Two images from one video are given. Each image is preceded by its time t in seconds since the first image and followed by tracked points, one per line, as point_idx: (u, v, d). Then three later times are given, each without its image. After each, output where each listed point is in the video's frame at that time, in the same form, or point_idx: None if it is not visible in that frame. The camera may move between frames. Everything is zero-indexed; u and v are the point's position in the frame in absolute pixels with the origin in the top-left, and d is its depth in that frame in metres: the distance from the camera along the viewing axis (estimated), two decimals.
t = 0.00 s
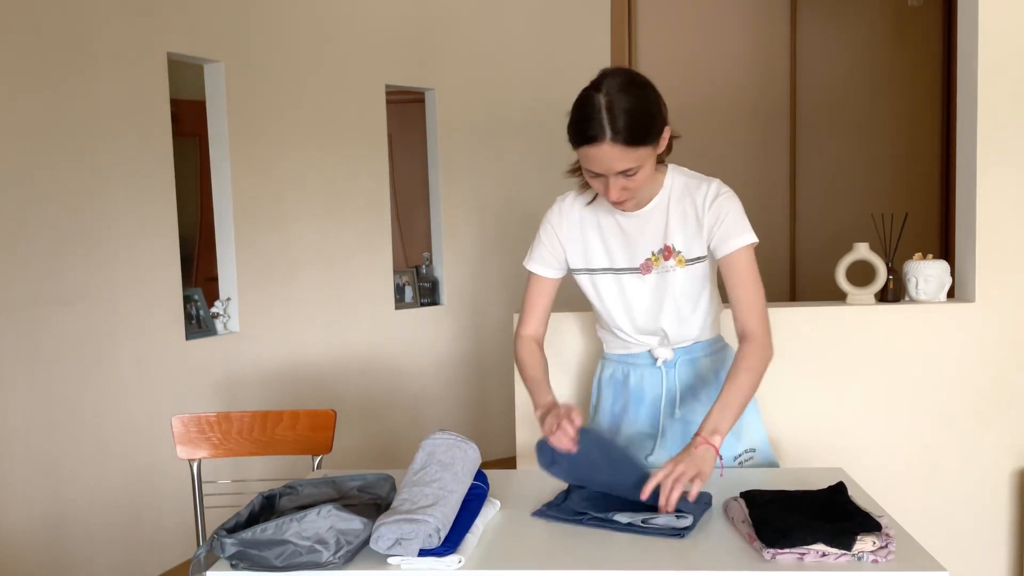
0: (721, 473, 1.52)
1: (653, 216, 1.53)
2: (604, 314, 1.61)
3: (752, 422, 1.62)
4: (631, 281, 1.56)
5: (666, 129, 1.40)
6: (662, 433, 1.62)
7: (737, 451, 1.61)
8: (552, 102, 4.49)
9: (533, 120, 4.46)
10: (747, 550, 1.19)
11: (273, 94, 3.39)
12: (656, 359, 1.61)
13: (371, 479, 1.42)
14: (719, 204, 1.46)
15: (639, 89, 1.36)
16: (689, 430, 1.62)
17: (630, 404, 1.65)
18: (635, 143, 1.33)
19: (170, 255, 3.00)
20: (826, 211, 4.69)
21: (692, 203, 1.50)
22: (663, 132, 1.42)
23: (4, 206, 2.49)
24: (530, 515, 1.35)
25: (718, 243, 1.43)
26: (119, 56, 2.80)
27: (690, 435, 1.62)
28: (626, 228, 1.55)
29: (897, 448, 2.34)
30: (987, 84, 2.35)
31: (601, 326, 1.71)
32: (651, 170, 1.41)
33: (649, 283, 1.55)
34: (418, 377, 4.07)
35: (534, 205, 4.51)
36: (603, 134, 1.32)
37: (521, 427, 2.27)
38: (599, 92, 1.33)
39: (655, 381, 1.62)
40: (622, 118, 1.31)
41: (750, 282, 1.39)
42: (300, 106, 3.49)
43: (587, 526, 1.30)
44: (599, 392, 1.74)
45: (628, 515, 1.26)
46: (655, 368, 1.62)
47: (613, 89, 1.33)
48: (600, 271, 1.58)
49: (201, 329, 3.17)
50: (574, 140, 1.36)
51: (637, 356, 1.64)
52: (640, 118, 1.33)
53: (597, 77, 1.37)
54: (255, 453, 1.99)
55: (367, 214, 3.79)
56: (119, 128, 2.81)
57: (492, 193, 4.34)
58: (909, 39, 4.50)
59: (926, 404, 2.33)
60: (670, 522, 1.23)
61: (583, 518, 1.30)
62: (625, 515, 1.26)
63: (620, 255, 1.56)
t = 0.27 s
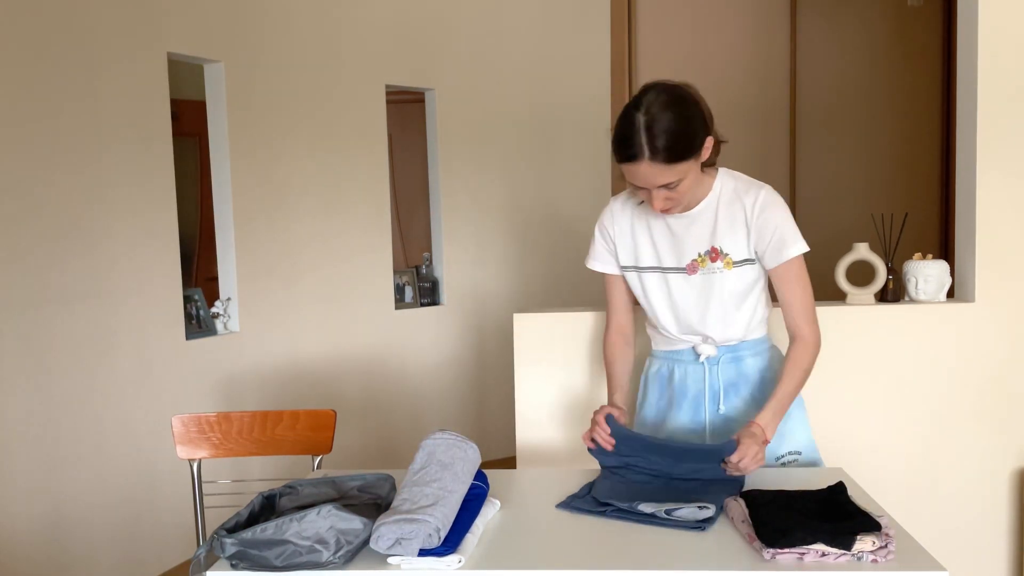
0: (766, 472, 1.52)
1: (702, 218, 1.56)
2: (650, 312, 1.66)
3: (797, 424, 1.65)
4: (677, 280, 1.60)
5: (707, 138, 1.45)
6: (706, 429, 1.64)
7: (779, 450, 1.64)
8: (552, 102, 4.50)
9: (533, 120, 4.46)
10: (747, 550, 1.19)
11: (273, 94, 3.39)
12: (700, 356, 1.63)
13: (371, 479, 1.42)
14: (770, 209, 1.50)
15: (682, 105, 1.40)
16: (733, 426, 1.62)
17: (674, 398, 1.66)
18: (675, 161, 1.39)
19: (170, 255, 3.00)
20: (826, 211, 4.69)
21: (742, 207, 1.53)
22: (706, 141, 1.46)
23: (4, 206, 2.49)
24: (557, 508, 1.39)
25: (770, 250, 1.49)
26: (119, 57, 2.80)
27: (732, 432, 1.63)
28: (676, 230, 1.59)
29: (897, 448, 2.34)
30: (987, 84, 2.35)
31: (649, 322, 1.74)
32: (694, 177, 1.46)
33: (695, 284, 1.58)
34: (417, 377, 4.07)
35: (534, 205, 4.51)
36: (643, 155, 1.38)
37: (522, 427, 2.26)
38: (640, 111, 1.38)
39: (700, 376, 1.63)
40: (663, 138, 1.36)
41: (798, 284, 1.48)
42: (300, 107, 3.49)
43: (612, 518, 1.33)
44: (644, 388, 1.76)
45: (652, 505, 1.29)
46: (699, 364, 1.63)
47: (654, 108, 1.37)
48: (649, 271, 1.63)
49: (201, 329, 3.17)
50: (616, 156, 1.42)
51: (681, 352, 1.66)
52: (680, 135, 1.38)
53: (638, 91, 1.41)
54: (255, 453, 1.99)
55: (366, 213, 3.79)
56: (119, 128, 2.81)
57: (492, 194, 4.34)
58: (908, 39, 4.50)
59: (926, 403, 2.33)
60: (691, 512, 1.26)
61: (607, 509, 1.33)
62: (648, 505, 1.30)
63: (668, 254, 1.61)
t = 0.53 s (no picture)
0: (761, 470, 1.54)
1: (688, 216, 1.58)
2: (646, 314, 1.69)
3: (795, 422, 1.66)
4: (669, 279, 1.63)
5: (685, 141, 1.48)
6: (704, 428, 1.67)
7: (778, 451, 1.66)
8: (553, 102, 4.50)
9: (533, 120, 4.46)
10: (747, 550, 1.19)
11: (273, 94, 3.39)
12: (695, 354, 1.65)
13: (371, 479, 1.42)
14: (751, 202, 1.50)
15: (658, 106, 1.41)
16: (731, 426, 1.66)
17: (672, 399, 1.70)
18: (650, 163, 1.41)
19: (170, 255, 3.00)
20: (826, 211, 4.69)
21: (726, 202, 1.54)
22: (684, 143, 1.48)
23: (4, 206, 2.49)
24: (556, 508, 1.38)
25: (751, 243, 1.48)
26: (119, 57, 2.80)
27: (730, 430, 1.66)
28: (664, 229, 1.61)
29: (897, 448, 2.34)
30: (987, 84, 2.35)
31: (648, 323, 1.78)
32: (672, 179, 1.49)
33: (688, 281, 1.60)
34: (417, 377, 4.07)
35: (534, 205, 4.51)
36: (619, 158, 1.41)
37: (522, 427, 2.26)
38: (615, 115, 1.41)
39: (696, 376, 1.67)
40: (637, 142, 1.39)
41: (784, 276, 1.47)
42: (300, 107, 3.49)
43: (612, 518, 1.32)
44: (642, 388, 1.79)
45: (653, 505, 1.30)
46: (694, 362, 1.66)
47: (628, 111, 1.40)
48: (641, 271, 1.66)
49: (201, 329, 3.17)
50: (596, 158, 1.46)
51: (678, 352, 1.69)
52: (654, 137, 1.40)
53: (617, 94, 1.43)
54: (255, 453, 1.99)
55: (367, 214, 3.79)
56: (119, 128, 2.81)
57: (492, 194, 4.34)
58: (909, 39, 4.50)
59: (926, 404, 2.33)
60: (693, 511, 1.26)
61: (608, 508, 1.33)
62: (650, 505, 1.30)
63: (660, 255, 1.64)
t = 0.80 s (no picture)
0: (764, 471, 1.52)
1: (695, 216, 1.56)
2: (646, 314, 1.66)
3: (794, 422, 1.66)
4: (674, 279, 1.61)
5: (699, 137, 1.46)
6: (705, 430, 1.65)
7: (777, 451, 1.64)
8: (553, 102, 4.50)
9: (533, 120, 4.46)
10: (747, 549, 1.19)
11: (273, 93, 3.39)
12: (698, 355, 1.64)
13: (371, 479, 1.42)
14: (763, 204, 1.49)
15: (673, 105, 1.40)
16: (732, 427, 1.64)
17: (672, 399, 1.68)
18: (667, 162, 1.40)
19: (170, 255, 3.00)
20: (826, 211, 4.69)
21: (735, 203, 1.53)
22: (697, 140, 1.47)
23: (4, 206, 2.49)
24: (554, 505, 1.39)
25: (766, 244, 1.47)
26: (119, 57, 2.80)
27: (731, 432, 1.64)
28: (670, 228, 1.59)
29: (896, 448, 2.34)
30: (988, 84, 2.35)
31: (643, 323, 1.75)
32: (685, 178, 1.48)
33: (692, 282, 1.59)
34: (417, 378, 4.07)
35: (534, 205, 4.51)
36: (635, 156, 1.39)
37: (522, 427, 2.26)
38: (630, 113, 1.39)
39: (699, 376, 1.65)
40: (654, 139, 1.37)
41: (795, 277, 1.46)
42: (300, 107, 3.49)
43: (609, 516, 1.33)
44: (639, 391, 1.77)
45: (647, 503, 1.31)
46: (698, 364, 1.65)
47: (644, 109, 1.38)
48: (645, 270, 1.63)
49: (201, 329, 3.17)
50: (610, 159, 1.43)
51: (679, 352, 1.67)
52: (671, 136, 1.38)
53: (628, 93, 1.42)
54: (255, 453, 1.99)
55: (367, 213, 3.79)
56: (119, 128, 2.81)
57: (492, 194, 4.34)
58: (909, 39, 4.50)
59: (926, 403, 2.33)
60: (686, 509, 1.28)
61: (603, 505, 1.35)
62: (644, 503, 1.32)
63: (663, 254, 1.61)
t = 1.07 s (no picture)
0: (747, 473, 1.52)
1: (662, 221, 1.53)
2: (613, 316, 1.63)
3: (761, 421, 1.65)
4: (639, 283, 1.57)
5: (665, 141, 1.42)
6: (671, 434, 1.64)
7: (745, 452, 1.64)
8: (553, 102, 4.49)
9: (533, 120, 4.46)
10: (747, 549, 1.20)
11: (274, 94, 3.39)
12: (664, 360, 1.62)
13: (371, 479, 1.42)
14: (731, 211, 1.45)
15: (635, 107, 1.35)
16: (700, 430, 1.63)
17: (638, 403, 1.66)
18: (631, 166, 1.35)
19: (170, 255, 3.00)
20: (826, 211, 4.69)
21: (703, 209, 1.50)
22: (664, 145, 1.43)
23: (4, 206, 2.49)
24: (552, 505, 1.40)
25: (732, 252, 1.43)
26: (119, 57, 2.80)
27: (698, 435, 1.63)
28: (636, 232, 1.55)
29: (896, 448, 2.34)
30: (988, 84, 2.35)
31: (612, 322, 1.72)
32: (652, 182, 1.43)
33: (657, 288, 1.56)
34: (418, 378, 4.07)
35: (534, 205, 4.51)
36: (597, 162, 1.34)
37: (521, 426, 2.26)
38: (592, 116, 1.34)
39: (664, 380, 1.63)
40: (617, 143, 1.32)
41: (761, 285, 1.42)
42: (300, 107, 3.49)
43: (606, 516, 1.34)
44: (608, 390, 1.76)
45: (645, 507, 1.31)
46: (665, 370, 1.63)
47: (607, 112, 1.33)
48: (610, 274, 1.60)
49: (201, 329, 3.17)
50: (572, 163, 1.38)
51: (645, 355, 1.65)
52: (633, 140, 1.34)
53: (590, 96, 1.37)
54: (255, 454, 1.99)
55: (367, 214, 3.79)
56: (119, 128, 2.81)
57: (492, 194, 4.34)
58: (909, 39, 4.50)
59: (926, 403, 2.33)
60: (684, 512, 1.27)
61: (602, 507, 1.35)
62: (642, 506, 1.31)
63: (630, 258, 1.57)
